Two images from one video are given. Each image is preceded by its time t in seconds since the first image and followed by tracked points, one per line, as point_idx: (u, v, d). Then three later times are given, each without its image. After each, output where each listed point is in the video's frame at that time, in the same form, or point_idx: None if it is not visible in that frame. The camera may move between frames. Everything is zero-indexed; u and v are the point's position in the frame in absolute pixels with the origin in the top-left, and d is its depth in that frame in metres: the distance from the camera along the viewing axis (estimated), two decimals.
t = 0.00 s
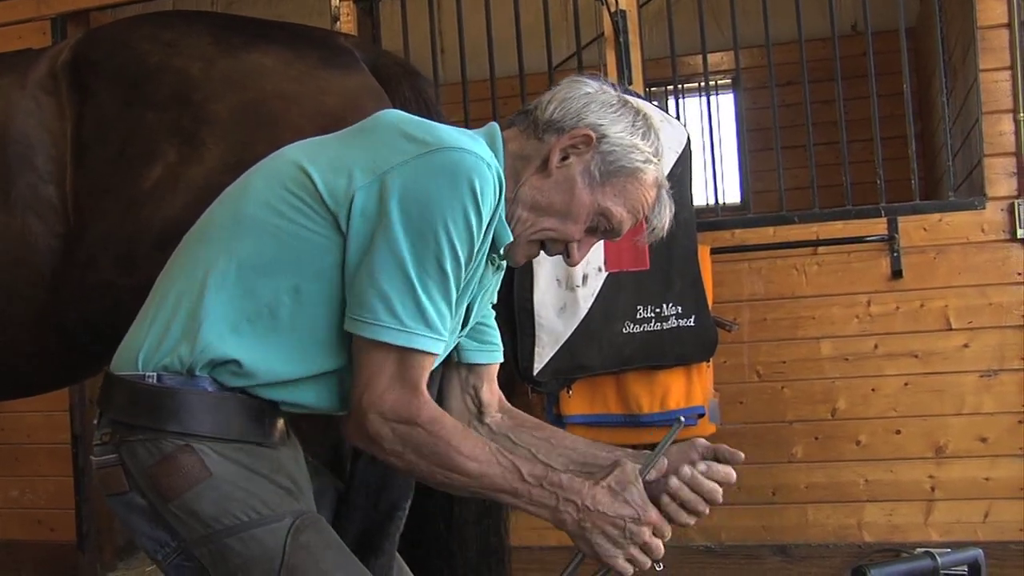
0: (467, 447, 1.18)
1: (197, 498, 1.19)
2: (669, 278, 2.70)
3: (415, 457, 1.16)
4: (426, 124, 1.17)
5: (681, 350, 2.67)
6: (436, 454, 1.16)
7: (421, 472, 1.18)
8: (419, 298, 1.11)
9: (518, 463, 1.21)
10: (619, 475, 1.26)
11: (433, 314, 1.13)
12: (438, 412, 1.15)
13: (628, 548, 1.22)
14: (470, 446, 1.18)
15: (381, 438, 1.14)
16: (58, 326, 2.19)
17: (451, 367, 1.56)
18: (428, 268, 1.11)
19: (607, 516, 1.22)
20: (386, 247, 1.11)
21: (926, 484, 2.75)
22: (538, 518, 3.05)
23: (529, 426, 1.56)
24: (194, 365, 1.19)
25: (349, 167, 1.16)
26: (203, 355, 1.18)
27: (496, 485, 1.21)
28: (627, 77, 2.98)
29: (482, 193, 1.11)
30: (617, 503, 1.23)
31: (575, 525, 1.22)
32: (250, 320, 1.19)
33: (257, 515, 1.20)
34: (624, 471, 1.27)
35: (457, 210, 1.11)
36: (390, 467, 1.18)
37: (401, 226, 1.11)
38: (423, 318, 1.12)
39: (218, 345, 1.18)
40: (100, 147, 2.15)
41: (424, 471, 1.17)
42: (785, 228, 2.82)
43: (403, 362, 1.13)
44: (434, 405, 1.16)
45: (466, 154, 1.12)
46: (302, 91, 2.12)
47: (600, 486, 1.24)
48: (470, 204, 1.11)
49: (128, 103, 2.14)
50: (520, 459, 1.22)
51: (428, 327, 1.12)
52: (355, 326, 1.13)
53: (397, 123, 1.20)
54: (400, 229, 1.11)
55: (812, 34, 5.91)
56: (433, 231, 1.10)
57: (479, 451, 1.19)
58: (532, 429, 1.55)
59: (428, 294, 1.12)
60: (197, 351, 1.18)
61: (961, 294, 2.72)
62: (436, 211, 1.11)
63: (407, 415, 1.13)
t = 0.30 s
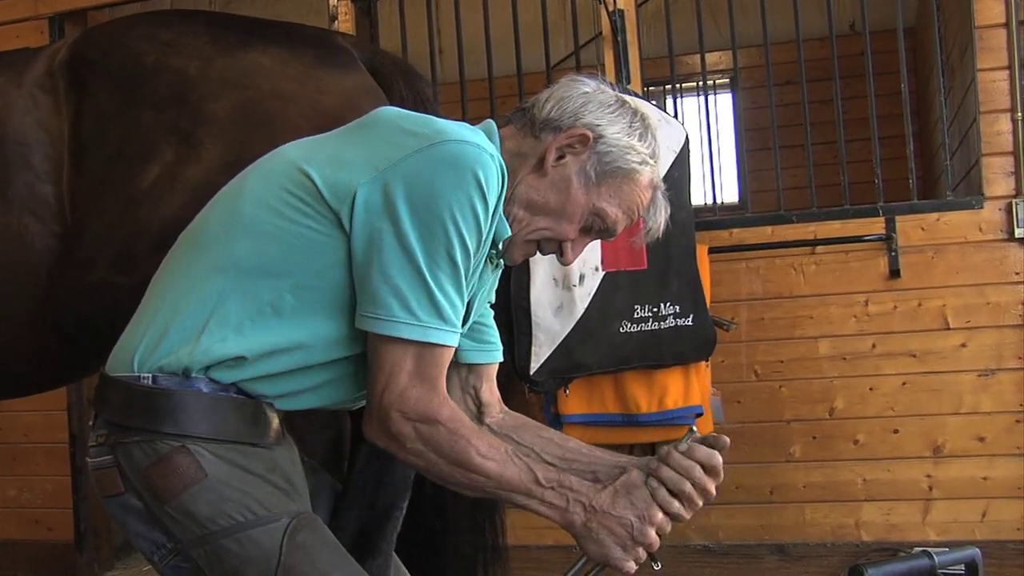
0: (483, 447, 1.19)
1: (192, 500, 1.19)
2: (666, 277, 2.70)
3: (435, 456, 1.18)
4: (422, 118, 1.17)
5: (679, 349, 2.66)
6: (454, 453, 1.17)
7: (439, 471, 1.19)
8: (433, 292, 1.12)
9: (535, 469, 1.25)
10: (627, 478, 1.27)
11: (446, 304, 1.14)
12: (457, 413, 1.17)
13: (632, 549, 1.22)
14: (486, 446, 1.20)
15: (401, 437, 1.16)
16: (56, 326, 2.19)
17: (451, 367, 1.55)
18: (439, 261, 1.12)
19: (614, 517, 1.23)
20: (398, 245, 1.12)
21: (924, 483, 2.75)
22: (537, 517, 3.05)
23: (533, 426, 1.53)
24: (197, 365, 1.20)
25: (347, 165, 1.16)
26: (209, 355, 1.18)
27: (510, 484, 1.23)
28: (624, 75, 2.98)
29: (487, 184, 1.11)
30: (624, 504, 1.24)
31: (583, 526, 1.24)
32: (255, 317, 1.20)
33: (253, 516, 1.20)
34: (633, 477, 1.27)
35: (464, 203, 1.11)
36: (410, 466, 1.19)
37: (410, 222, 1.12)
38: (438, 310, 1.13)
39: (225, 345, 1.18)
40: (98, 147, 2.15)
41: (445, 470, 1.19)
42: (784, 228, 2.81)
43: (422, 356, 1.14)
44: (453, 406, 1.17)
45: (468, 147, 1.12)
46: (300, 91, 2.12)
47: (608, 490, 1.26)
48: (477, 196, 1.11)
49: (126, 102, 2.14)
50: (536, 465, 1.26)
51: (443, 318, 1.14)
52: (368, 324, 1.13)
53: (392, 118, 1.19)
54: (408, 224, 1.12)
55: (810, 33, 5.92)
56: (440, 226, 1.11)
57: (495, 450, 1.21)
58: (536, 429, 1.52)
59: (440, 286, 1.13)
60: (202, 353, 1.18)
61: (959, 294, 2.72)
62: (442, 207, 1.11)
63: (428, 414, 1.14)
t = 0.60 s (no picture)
0: (459, 449, 1.17)
1: (195, 503, 1.19)
2: (667, 279, 2.70)
3: (408, 461, 1.15)
4: (425, 128, 1.17)
5: (680, 351, 2.67)
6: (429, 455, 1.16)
7: (416, 475, 1.17)
8: (413, 303, 1.11)
9: (515, 463, 1.22)
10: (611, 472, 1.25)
11: (427, 317, 1.12)
12: (432, 415, 1.15)
13: (623, 545, 1.21)
14: (463, 447, 1.17)
15: (373, 444, 1.14)
16: (59, 327, 2.19)
17: (457, 370, 1.57)
18: (423, 273, 1.11)
19: (600, 511, 1.22)
20: (381, 252, 1.11)
21: (926, 486, 2.74)
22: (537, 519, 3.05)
23: (540, 430, 1.53)
24: (189, 367, 1.20)
25: (347, 170, 1.16)
26: (199, 357, 1.18)
27: (489, 484, 1.20)
28: (627, 78, 2.98)
29: (479, 197, 1.10)
30: (609, 497, 1.22)
31: (570, 519, 1.23)
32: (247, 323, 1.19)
33: (255, 519, 1.20)
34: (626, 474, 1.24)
35: (454, 215, 1.10)
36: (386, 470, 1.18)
37: (396, 231, 1.11)
38: (417, 322, 1.11)
39: (212, 349, 1.17)
40: (100, 149, 2.15)
41: (418, 474, 1.17)
42: (785, 231, 2.80)
43: (398, 367, 1.12)
44: (428, 407, 1.15)
45: (462, 157, 1.12)
46: (301, 93, 2.12)
47: (596, 485, 1.23)
48: (467, 208, 1.10)
49: (128, 104, 2.14)
50: (518, 459, 1.22)
51: (423, 332, 1.12)
52: (348, 331, 1.12)
53: (397, 126, 1.19)
54: (396, 233, 1.11)
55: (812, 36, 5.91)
56: (427, 235, 1.10)
57: (474, 450, 1.18)
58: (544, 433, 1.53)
59: (423, 299, 1.12)
60: (193, 354, 1.18)
61: (961, 297, 2.72)
62: (431, 215, 1.10)
63: (400, 420, 1.12)
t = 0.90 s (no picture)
0: (447, 489, 1.13)
1: (200, 504, 1.19)
2: (670, 280, 2.70)
3: (401, 484, 1.13)
4: (429, 135, 1.17)
5: (684, 353, 2.66)
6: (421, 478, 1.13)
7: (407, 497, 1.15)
8: (413, 313, 1.11)
9: (507, 514, 1.14)
10: (613, 532, 1.14)
11: (428, 329, 1.12)
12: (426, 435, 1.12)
13: None
14: (452, 487, 1.13)
15: (366, 460, 1.12)
16: (62, 329, 2.19)
17: (449, 375, 1.57)
18: (423, 283, 1.11)
19: None
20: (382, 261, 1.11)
21: (929, 487, 2.74)
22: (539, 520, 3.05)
23: (522, 431, 1.56)
24: (189, 371, 1.20)
25: (350, 176, 1.16)
26: (199, 361, 1.19)
27: (478, 531, 1.16)
28: (630, 80, 2.97)
29: (481, 207, 1.11)
30: (605, 567, 1.13)
31: None
32: (248, 328, 1.20)
33: (261, 520, 1.21)
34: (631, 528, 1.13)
35: (454, 224, 1.10)
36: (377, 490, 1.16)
37: (397, 240, 1.11)
38: (417, 333, 1.11)
39: (211, 354, 1.18)
40: (104, 152, 2.15)
41: (410, 497, 1.15)
42: (788, 231, 2.80)
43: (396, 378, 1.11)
44: (424, 427, 1.13)
45: (466, 167, 1.12)
46: (305, 95, 2.12)
47: (592, 554, 1.13)
48: (469, 218, 1.10)
49: (132, 107, 2.14)
50: (513, 508, 1.15)
51: (423, 344, 1.12)
52: (347, 339, 1.12)
53: (402, 132, 1.19)
54: (396, 241, 1.11)
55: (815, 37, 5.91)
56: (428, 245, 1.10)
57: (465, 490, 1.14)
58: (525, 434, 1.56)
59: (423, 309, 1.12)
60: (193, 359, 1.19)
61: (964, 298, 2.72)
62: (432, 225, 1.10)
63: (395, 439, 1.10)
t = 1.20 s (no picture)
0: (470, 468, 1.18)
1: (205, 503, 1.19)
2: (674, 282, 2.70)
3: (420, 474, 1.16)
4: (443, 137, 1.17)
5: (688, 354, 2.67)
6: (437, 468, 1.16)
7: (421, 485, 1.17)
8: (427, 315, 1.11)
9: (522, 479, 1.21)
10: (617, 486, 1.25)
11: (440, 330, 1.13)
12: (444, 433, 1.15)
13: (627, 559, 1.23)
14: (473, 466, 1.18)
15: (384, 456, 1.14)
16: (65, 329, 2.20)
17: (454, 377, 1.57)
18: (438, 286, 1.11)
19: (608, 532, 1.22)
20: (396, 263, 1.11)
21: (932, 490, 2.74)
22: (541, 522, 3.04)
23: (530, 436, 1.58)
24: (199, 371, 1.20)
25: (363, 178, 1.16)
26: (210, 361, 1.19)
27: (497, 504, 1.21)
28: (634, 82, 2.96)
29: (496, 210, 1.11)
30: (617, 518, 1.23)
31: (578, 541, 1.22)
32: (258, 329, 1.20)
33: (265, 521, 1.21)
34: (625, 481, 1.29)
35: (468, 228, 1.10)
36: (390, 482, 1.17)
37: (411, 242, 1.11)
38: (430, 335, 1.12)
39: (222, 355, 1.18)
40: (108, 152, 2.15)
41: (425, 486, 1.17)
42: (791, 233, 2.79)
43: (409, 380, 1.12)
44: (439, 422, 1.16)
45: (480, 170, 1.12)
46: (311, 95, 2.13)
47: (601, 501, 1.23)
48: (484, 221, 1.10)
49: (137, 107, 2.15)
50: (524, 475, 1.22)
51: (435, 345, 1.12)
52: (361, 341, 1.13)
53: (414, 134, 1.19)
54: (410, 244, 1.11)
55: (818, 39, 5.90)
56: (443, 248, 1.10)
57: (482, 468, 1.19)
58: (534, 438, 1.57)
59: (436, 311, 1.12)
60: (203, 359, 1.19)
61: (967, 300, 2.71)
62: (447, 228, 1.10)
63: (411, 433, 1.13)
